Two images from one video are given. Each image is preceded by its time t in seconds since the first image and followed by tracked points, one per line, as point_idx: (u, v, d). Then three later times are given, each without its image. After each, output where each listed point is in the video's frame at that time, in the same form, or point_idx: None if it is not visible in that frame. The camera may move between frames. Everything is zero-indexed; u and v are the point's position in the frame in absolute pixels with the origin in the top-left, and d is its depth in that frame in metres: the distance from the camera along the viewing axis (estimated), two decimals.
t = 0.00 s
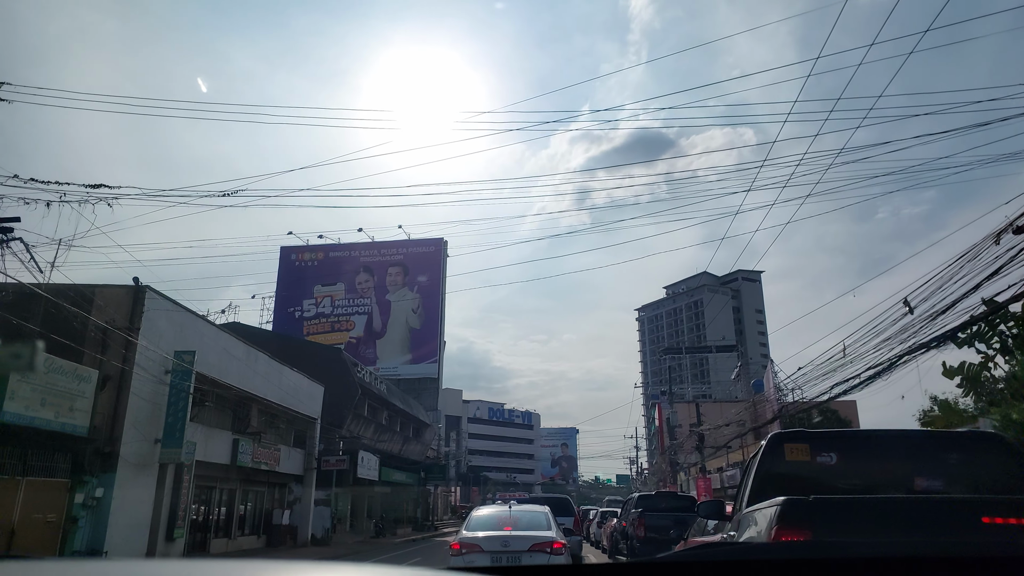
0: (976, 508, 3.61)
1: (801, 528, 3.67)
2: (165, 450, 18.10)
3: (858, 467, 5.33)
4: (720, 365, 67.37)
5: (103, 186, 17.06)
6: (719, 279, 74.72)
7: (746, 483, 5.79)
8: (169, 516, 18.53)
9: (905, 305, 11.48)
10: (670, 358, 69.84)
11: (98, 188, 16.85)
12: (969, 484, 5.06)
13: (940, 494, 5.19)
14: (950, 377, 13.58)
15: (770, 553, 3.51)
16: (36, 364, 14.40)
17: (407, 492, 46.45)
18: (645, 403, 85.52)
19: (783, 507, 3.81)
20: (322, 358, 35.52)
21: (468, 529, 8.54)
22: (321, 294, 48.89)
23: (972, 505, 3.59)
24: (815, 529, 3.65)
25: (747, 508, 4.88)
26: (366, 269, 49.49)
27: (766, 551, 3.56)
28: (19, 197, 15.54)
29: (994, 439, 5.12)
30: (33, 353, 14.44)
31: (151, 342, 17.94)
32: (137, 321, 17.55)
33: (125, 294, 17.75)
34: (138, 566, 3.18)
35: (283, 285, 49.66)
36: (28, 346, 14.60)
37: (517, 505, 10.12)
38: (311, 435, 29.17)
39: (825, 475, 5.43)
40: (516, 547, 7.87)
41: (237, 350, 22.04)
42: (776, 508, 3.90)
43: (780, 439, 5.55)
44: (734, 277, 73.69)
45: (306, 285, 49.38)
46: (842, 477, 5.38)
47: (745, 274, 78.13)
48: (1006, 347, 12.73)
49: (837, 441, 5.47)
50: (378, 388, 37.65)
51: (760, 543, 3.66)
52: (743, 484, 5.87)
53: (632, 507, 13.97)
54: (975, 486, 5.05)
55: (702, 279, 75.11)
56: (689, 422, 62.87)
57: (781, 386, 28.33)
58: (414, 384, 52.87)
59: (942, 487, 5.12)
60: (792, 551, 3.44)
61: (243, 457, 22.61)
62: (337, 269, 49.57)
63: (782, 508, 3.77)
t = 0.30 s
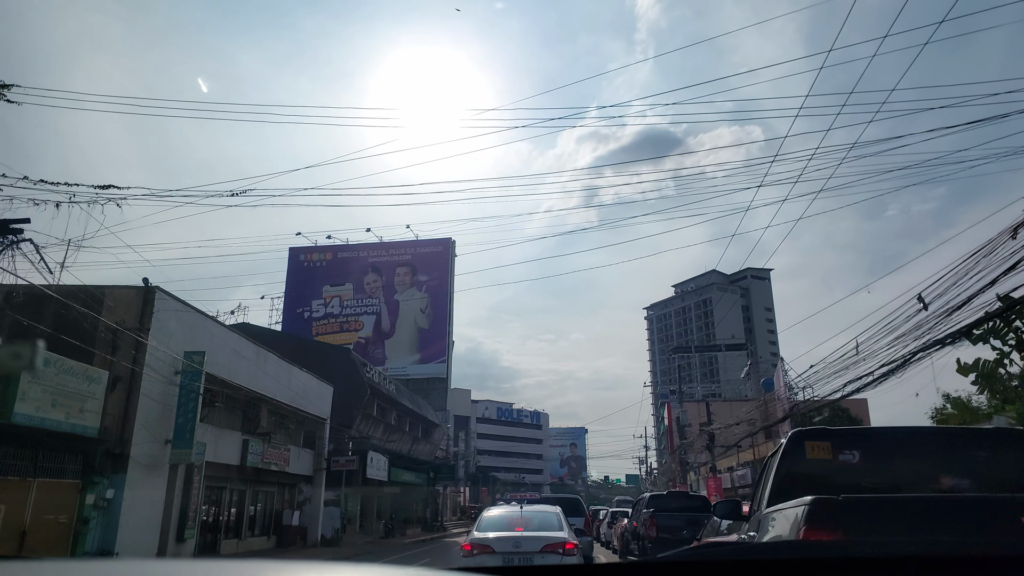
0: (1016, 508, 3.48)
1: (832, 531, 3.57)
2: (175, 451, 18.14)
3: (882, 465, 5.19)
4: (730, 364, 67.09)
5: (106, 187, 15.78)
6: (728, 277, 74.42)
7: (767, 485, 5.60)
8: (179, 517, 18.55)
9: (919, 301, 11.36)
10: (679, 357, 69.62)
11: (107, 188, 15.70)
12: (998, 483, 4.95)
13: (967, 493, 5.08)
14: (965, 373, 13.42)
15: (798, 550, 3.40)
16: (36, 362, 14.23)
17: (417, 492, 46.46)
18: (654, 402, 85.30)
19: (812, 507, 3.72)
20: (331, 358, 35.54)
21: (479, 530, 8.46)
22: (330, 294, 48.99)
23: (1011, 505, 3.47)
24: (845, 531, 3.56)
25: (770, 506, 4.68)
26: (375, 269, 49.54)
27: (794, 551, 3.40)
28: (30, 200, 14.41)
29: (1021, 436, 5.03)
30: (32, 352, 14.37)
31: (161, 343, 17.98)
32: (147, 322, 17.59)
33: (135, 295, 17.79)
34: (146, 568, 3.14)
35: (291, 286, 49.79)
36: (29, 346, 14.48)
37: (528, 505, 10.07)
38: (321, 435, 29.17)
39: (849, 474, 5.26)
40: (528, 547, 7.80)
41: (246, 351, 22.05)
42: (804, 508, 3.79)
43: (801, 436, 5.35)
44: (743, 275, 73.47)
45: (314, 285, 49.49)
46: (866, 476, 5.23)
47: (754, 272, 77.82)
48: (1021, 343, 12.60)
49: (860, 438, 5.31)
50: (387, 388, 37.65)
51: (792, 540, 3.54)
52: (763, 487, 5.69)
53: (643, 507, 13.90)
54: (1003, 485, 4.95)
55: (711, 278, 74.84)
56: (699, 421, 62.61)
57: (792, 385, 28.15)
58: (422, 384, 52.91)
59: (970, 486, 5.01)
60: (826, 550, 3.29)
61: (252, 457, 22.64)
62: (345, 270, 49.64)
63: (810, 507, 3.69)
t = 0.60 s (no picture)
0: None
1: (867, 530, 3.46)
2: (187, 450, 18.20)
3: (910, 464, 5.06)
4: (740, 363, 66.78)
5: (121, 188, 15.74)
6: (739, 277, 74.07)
7: (791, 485, 5.43)
8: (190, 516, 18.59)
9: (937, 300, 11.22)
10: (689, 357, 69.44)
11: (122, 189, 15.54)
12: None
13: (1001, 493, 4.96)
14: (982, 373, 13.26)
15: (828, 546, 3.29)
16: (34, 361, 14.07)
17: (427, 492, 46.42)
18: (664, 402, 85.00)
19: (845, 508, 3.60)
20: (341, 358, 35.59)
21: (492, 530, 8.39)
22: (340, 295, 49.07)
23: None
24: (881, 529, 3.45)
25: (792, 507, 4.68)
26: (384, 270, 49.53)
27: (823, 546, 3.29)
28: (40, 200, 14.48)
29: None
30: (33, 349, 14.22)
31: (173, 343, 18.02)
32: (158, 321, 17.62)
33: (146, 295, 17.82)
34: (156, 564, 3.06)
35: (301, 287, 49.90)
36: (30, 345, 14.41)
37: (541, 506, 9.98)
38: (331, 435, 29.18)
39: (877, 474, 5.12)
40: (541, 547, 7.71)
41: (256, 351, 22.08)
42: (838, 509, 3.68)
43: (826, 435, 5.23)
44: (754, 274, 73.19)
45: (324, 286, 49.58)
46: (894, 475, 5.09)
47: (765, 272, 77.36)
48: None
49: (886, 435, 5.18)
50: (396, 387, 37.68)
51: (825, 537, 3.43)
52: (784, 488, 5.57)
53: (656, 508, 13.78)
54: None
55: (721, 277, 74.57)
56: (710, 421, 62.31)
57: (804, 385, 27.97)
58: (432, 384, 52.92)
59: (1005, 486, 4.89)
60: (858, 549, 3.19)
61: (263, 457, 22.67)
62: (354, 270, 49.70)
63: (845, 505, 3.59)
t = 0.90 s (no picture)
0: None
1: (916, 531, 3.34)
2: (199, 451, 18.22)
3: (946, 462, 4.89)
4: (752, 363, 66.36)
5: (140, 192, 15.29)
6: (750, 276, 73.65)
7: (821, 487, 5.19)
8: (203, 517, 18.59)
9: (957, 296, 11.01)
10: (701, 357, 69.08)
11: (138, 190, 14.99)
12: None
13: None
14: (1002, 372, 13.01)
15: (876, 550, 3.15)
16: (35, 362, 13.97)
17: (438, 493, 46.39)
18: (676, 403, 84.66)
19: (891, 510, 3.48)
20: (352, 359, 35.58)
21: (506, 532, 8.29)
22: (351, 296, 49.13)
23: None
24: (930, 532, 3.33)
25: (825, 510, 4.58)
26: (394, 271, 49.52)
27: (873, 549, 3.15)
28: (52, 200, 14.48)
29: None
30: (33, 350, 14.14)
31: (185, 344, 18.05)
32: (170, 322, 17.67)
33: (158, 296, 17.87)
34: (172, 567, 2.98)
35: (313, 287, 49.99)
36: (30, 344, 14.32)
37: (555, 505, 9.89)
38: (343, 435, 29.15)
39: (912, 473, 4.93)
40: (556, 549, 7.61)
41: (268, 351, 22.08)
42: (882, 511, 3.55)
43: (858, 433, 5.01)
44: (766, 273, 72.80)
45: (335, 286, 49.66)
46: (930, 475, 4.90)
47: (777, 271, 76.91)
48: None
49: (920, 434, 5.01)
50: (407, 388, 37.66)
51: (877, 540, 3.27)
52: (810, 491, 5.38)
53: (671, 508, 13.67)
54: None
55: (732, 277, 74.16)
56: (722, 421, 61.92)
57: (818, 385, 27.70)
58: (442, 385, 52.90)
59: None
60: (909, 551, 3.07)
61: (275, 457, 22.68)
62: (365, 271, 49.74)
63: (892, 506, 3.47)
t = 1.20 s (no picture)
0: None
1: (977, 533, 3.16)
2: (212, 450, 18.22)
3: (990, 460, 4.72)
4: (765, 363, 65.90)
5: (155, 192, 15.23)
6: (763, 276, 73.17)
7: (855, 484, 5.00)
8: (216, 516, 18.59)
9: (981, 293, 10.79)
10: (714, 356, 68.68)
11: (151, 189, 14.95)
12: None
13: None
14: None
15: (936, 549, 2.98)
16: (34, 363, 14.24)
17: (451, 493, 46.32)
18: (688, 403, 84.24)
19: (950, 508, 3.29)
20: (363, 359, 35.59)
21: (522, 532, 8.17)
22: (363, 296, 49.17)
23: None
24: (992, 533, 3.15)
25: (862, 511, 4.42)
26: (406, 271, 49.50)
27: (932, 550, 2.99)
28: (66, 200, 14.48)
29: None
30: (32, 351, 14.38)
31: (198, 343, 18.05)
32: (183, 321, 17.67)
33: (170, 296, 17.89)
34: (184, 568, 2.87)
35: (325, 288, 50.08)
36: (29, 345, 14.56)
37: (570, 506, 9.77)
38: (355, 435, 29.14)
39: (954, 471, 4.75)
40: (573, 550, 7.48)
41: (281, 351, 22.08)
42: (937, 510, 3.37)
43: (897, 430, 4.81)
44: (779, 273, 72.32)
45: (347, 287, 49.73)
46: (973, 474, 4.71)
47: (790, 271, 76.37)
48: None
49: (961, 431, 4.83)
50: (419, 387, 37.61)
51: (933, 539, 3.11)
52: (842, 490, 5.21)
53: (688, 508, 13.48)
54: None
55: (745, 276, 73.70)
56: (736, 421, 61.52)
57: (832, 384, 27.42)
58: (454, 385, 52.85)
59: None
60: (971, 552, 2.91)
61: (288, 457, 22.68)
62: (377, 271, 49.77)
63: (950, 505, 3.29)
